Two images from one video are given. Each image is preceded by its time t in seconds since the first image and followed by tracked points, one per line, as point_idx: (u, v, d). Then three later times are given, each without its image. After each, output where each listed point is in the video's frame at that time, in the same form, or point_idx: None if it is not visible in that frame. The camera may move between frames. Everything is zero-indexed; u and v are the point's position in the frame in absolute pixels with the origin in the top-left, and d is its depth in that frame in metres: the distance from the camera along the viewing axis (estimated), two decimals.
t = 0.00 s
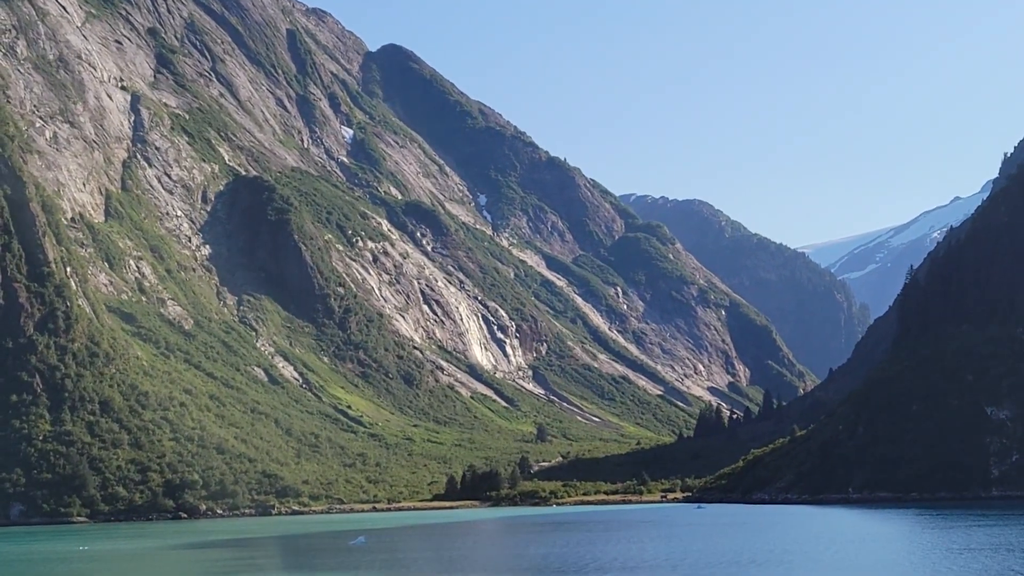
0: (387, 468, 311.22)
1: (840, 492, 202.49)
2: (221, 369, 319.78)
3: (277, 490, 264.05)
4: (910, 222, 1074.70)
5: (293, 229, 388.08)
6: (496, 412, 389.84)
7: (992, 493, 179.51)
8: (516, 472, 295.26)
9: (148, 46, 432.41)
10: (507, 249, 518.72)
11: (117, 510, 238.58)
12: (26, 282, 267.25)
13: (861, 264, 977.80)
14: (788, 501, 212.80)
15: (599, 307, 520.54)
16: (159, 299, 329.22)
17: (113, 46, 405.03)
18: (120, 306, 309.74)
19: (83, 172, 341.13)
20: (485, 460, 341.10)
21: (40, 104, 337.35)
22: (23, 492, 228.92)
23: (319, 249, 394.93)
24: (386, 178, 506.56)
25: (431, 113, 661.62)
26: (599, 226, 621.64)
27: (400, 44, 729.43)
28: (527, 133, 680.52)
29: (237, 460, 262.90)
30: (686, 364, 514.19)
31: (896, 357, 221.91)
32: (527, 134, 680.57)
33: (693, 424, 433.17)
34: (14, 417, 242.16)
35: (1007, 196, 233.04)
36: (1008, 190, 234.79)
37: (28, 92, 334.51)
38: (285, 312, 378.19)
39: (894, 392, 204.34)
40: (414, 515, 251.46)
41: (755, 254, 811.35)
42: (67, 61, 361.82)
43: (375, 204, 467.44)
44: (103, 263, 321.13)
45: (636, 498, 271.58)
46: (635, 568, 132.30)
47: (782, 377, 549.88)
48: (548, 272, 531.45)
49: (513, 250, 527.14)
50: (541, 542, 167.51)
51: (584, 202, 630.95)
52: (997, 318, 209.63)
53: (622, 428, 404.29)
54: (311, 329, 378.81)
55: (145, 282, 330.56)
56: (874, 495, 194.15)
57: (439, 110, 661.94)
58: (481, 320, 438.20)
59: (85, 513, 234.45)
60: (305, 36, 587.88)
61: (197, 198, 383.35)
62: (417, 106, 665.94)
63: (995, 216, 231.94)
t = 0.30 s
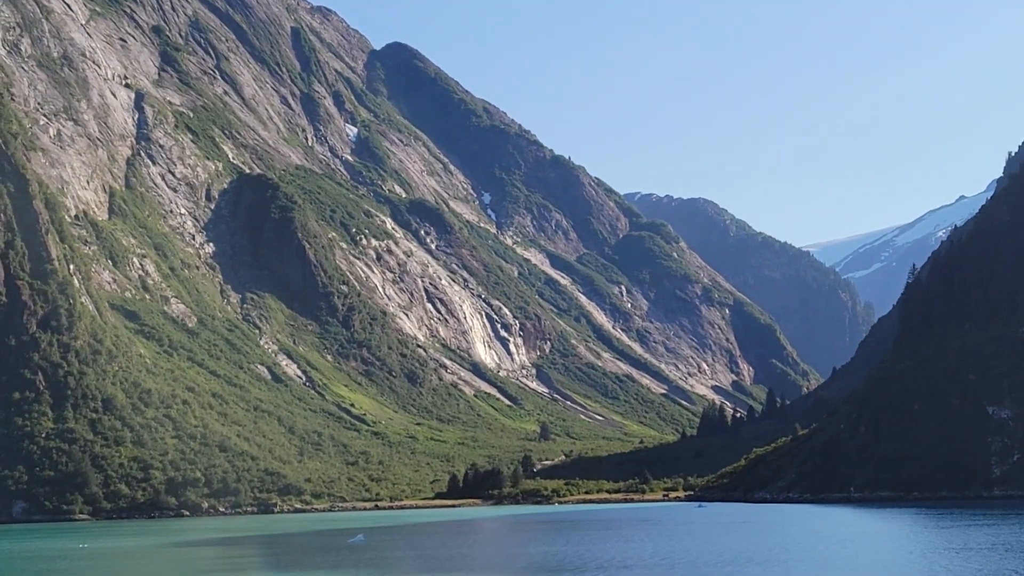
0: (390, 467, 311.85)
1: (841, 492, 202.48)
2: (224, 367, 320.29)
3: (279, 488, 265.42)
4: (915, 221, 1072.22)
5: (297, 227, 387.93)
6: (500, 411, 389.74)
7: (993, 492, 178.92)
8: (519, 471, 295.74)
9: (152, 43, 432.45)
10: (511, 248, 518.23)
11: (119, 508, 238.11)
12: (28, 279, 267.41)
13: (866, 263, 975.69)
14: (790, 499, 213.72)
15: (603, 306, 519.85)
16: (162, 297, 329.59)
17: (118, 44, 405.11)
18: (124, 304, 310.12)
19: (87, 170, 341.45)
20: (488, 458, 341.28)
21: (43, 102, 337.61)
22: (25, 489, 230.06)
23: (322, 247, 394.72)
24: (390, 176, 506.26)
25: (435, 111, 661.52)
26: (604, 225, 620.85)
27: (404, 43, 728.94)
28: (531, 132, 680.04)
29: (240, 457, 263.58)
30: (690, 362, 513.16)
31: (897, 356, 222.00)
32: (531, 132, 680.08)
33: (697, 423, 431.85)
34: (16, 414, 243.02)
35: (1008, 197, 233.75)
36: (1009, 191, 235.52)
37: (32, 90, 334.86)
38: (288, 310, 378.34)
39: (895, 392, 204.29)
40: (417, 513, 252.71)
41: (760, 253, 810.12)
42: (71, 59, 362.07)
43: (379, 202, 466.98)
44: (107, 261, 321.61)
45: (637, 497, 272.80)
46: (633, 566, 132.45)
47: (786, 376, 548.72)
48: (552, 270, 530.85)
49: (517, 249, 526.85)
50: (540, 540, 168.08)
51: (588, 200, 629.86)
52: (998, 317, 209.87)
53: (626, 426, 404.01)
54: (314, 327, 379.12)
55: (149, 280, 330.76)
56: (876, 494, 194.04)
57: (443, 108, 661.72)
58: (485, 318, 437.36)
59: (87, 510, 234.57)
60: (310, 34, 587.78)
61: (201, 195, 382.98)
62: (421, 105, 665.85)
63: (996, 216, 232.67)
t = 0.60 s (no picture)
0: (389, 465, 312.48)
1: (840, 491, 202.37)
2: (225, 367, 320.56)
3: (278, 487, 265.47)
4: (915, 221, 1071.44)
5: (297, 226, 387.96)
6: (500, 410, 389.95)
7: (992, 492, 178.46)
8: (518, 470, 296.55)
9: (153, 42, 432.01)
10: (511, 247, 517.96)
11: (118, 507, 238.65)
12: (28, 279, 267.42)
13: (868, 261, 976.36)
14: (790, 499, 213.42)
15: (604, 305, 519.53)
16: (162, 297, 329.65)
17: (118, 43, 404.95)
18: (124, 304, 310.20)
19: (88, 169, 341.48)
20: (488, 458, 341.60)
21: (43, 102, 337.66)
22: (25, 489, 229.59)
23: (323, 246, 394.77)
24: (391, 175, 506.37)
25: (436, 111, 661.40)
26: (605, 225, 620.44)
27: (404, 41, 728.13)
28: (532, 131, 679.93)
29: (239, 456, 263.88)
30: (691, 362, 512.80)
31: (897, 356, 221.11)
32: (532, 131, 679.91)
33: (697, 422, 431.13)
34: (16, 413, 242.20)
35: (1007, 196, 233.59)
36: (1008, 190, 235.31)
37: (33, 89, 334.81)
38: (289, 309, 378.56)
39: (894, 392, 204.08)
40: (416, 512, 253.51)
41: (761, 252, 809.41)
42: (71, 58, 361.87)
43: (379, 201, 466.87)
44: (108, 261, 321.80)
45: (636, 496, 273.90)
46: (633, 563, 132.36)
47: (787, 375, 548.23)
48: (553, 269, 530.69)
49: (518, 248, 527.16)
50: (537, 539, 168.03)
51: (589, 200, 629.04)
52: (999, 316, 209.00)
53: (627, 425, 403.70)
54: (315, 327, 378.99)
55: (149, 280, 330.65)
56: (875, 493, 193.67)
57: (444, 108, 661.59)
58: (485, 318, 436.79)
59: (87, 509, 234.48)
60: (310, 32, 587.77)
61: (201, 195, 382.64)
62: (423, 104, 665.93)
63: (996, 216, 232.12)
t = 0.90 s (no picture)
0: (389, 480, 284.36)
1: (876, 507, 191.00)
2: (211, 373, 291.55)
3: (268, 503, 236.98)
4: (959, 215, 1030.79)
5: (289, 219, 358.38)
6: (510, 420, 359.64)
7: None
8: (528, 483, 265.73)
9: (134, 21, 402.10)
10: (522, 242, 486.34)
11: (94, 526, 210.48)
12: None
13: (908, 258, 942.76)
14: (823, 515, 200.84)
15: (622, 306, 487.74)
16: (143, 296, 300.22)
17: (95, 23, 375.97)
18: (100, 305, 281.95)
19: (62, 158, 313.11)
20: (495, 472, 312.31)
21: (15, 85, 308.96)
22: None
23: (317, 242, 364.96)
24: (391, 165, 476.92)
25: (442, 95, 630.52)
26: (623, 218, 587.51)
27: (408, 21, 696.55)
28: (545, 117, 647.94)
29: (225, 469, 234.82)
30: (716, 367, 479.96)
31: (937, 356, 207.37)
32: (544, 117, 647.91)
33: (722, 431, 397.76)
34: None
35: None
36: None
37: (2, 71, 305.97)
38: (280, 310, 349.15)
39: (933, 399, 192.41)
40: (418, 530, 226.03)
41: (793, 249, 775.18)
42: (45, 38, 332.23)
43: (379, 193, 436.86)
44: (84, 257, 293.89)
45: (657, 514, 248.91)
46: None
47: (821, 382, 513.57)
48: (568, 267, 499.13)
49: (529, 244, 496.75)
50: (553, 562, 141.89)
51: (605, 191, 595.51)
52: None
53: (648, 436, 372.04)
54: (309, 329, 349.49)
55: (128, 278, 301.88)
56: (913, 509, 182.27)
57: (451, 91, 630.81)
58: (494, 320, 405.14)
59: (60, 527, 205.74)
60: (304, 12, 557.77)
61: (184, 185, 352.83)
62: (427, 87, 635.41)
63: None
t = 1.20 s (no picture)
0: (364, 513, 234.36)
1: (941, 544, 162.28)
2: (153, 386, 242.20)
3: (219, 539, 192.09)
4: None
5: (245, 201, 301.97)
6: (508, 440, 302.54)
7: None
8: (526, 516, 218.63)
9: None
10: (522, 229, 424.28)
11: (10, 567, 171.63)
12: None
13: (986, 246, 873.08)
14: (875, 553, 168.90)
15: (642, 305, 422.03)
16: (71, 294, 251.93)
17: None
18: (18, 304, 232.73)
19: None
20: (489, 501, 257.02)
21: None
22: None
23: (278, 229, 307.41)
24: (366, 137, 412.31)
25: (427, 53, 538.43)
26: (645, 202, 503.91)
27: None
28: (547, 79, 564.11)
29: (169, 500, 191.65)
30: (754, 379, 410.56)
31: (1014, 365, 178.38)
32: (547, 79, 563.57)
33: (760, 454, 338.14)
34: None
35: None
36: None
37: None
38: (234, 309, 293.71)
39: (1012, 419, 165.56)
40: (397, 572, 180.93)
41: (847, 236, 664.86)
42: None
43: (350, 168, 376.05)
44: None
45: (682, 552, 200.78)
46: None
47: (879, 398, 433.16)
48: (577, 260, 433.12)
49: (530, 231, 435.48)
50: None
51: (623, 169, 509.33)
52: None
53: (672, 460, 313.60)
54: (269, 333, 294.42)
55: (53, 273, 252.55)
56: (985, 548, 155.48)
57: (439, 49, 541.04)
58: (487, 321, 342.90)
59: None
60: None
61: (119, 161, 295.57)
62: (411, 43, 542.88)
63: None
